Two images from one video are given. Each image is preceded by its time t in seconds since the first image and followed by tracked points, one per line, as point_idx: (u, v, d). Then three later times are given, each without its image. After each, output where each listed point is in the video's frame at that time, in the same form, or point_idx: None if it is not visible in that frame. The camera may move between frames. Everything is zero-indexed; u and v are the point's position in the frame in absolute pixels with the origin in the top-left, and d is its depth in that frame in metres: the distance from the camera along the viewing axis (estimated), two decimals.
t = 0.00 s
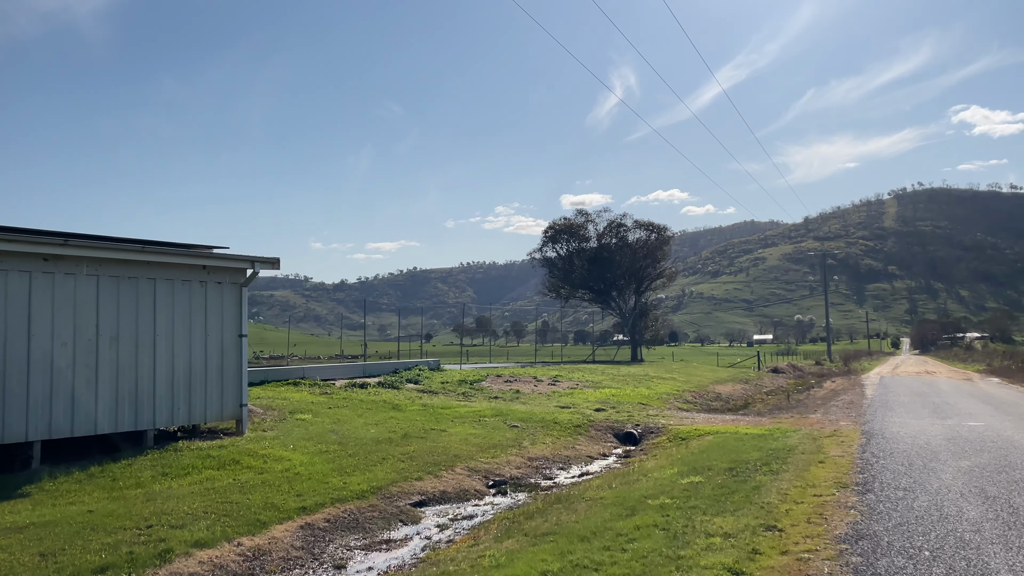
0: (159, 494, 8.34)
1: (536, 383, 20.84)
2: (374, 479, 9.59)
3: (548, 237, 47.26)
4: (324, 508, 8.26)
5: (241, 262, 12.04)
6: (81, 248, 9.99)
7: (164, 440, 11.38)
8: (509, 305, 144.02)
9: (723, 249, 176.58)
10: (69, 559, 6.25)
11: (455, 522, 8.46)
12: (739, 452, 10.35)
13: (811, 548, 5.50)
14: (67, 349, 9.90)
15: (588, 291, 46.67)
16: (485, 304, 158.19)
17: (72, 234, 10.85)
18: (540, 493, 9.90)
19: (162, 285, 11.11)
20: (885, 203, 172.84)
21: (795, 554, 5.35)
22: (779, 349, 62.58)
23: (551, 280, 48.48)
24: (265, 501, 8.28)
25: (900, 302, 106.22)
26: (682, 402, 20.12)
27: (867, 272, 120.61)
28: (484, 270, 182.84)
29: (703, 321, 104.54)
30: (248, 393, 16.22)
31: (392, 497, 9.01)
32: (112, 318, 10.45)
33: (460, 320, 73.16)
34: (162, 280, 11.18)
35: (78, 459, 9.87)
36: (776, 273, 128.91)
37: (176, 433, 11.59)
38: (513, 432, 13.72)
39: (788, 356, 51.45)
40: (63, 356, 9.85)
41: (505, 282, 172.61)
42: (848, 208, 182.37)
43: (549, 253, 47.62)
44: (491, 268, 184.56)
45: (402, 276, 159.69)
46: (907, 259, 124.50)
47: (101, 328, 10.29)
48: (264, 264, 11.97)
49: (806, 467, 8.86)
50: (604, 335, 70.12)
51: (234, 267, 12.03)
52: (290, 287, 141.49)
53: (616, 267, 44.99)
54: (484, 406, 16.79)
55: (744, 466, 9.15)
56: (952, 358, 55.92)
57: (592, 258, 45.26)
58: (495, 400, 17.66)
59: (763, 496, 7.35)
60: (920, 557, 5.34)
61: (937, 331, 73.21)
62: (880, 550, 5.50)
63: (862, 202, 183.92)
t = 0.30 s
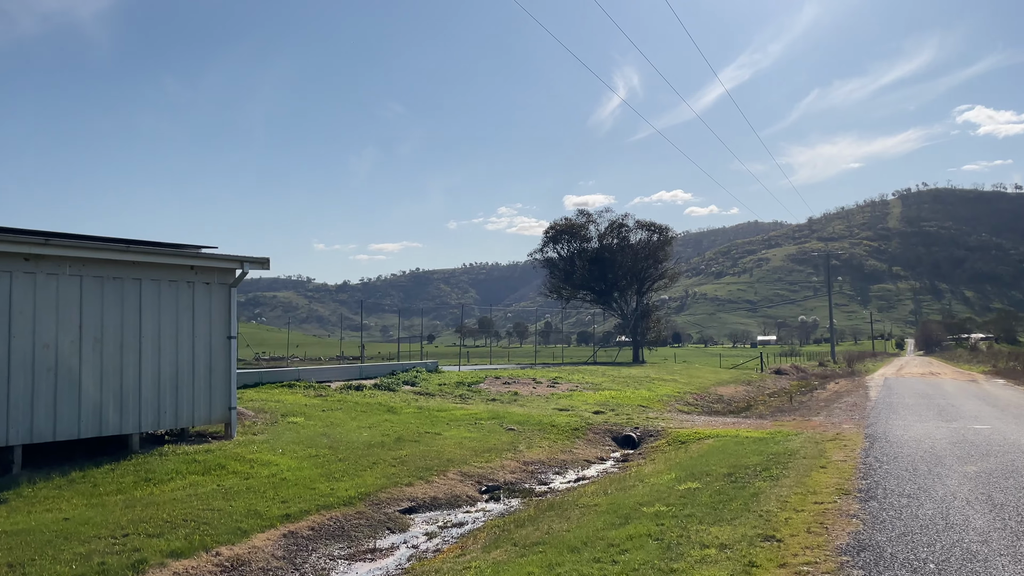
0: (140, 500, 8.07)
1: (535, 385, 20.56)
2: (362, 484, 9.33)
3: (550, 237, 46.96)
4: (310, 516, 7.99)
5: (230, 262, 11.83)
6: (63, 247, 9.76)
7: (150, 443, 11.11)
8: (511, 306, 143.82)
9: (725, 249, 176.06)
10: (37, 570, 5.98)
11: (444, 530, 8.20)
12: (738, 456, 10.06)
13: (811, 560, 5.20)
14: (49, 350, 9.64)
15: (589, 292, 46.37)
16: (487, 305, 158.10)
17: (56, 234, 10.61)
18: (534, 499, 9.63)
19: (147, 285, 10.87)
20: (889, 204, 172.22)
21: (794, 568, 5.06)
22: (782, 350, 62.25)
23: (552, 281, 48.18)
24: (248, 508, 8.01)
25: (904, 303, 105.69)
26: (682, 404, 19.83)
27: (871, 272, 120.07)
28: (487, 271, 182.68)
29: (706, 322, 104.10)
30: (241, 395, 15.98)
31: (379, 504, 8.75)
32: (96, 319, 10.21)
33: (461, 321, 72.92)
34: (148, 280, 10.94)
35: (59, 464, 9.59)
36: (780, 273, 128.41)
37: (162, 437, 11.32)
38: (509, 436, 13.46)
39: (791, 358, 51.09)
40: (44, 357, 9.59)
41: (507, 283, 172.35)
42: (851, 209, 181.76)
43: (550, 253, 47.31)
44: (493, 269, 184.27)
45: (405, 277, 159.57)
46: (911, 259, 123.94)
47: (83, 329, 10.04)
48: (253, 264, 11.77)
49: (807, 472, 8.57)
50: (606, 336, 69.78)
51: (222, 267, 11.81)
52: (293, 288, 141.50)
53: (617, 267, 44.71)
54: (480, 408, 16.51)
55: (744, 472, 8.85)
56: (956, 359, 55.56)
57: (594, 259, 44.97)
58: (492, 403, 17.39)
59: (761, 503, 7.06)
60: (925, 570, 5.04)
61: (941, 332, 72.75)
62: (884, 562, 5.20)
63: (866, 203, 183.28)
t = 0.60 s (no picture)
0: (126, 504, 7.83)
1: (539, 386, 20.26)
2: (356, 488, 9.06)
3: (556, 236, 46.64)
4: (300, 521, 7.73)
5: (225, 261, 11.62)
6: (53, 244, 9.54)
7: (142, 445, 10.88)
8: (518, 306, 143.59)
9: (734, 249, 175.14)
10: None
11: (439, 536, 7.93)
12: (745, 459, 9.72)
13: (820, 571, 4.88)
14: (37, 350, 9.41)
15: (595, 292, 46.03)
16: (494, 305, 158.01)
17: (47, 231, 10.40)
18: (534, 504, 9.34)
19: (139, 284, 10.64)
20: (899, 203, 170.85)
21: None
22: (791, 351, 61.70)
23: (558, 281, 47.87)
24: (237, 513, 7.76)
25: (914, 303, 104.70)
26: (689, 405, 19.48)
27: (881, 272, 119.05)
28: (495, 271, 182.53)
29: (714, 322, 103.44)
30: (240, 396, 15.77)
31: (373, 509, 8.48)
32: (87, 318, 9.98)
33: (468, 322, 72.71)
34: (141, 279, 10.72)
35: (47, 466, 9.36)
36: (788, 273, 127.54)
37: (155, 439, 11.10)
38: (510, 437, 13.15)
39: (800, 358, 50.57)
40: (32, 357, 9.37)
41: (514, 284, 172.11)
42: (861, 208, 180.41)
43: (556, 253, 46.99)
44: (500, 269, 183.97)
45: (412, 277, 159.62)
46: (922, 259, 122.80)
47: (73, 329, 9.81)
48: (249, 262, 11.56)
49: (815, 476, 8.23)
50: (613, 337, 69.36)
51: (216, 266, 11.59)
52: (301, 288, 141.90)
53: (624, 267, 44.34)
54: (482, 409, 16.23)
55: (750, 476, 8.52)
56: (967, 359, 54.89)
57: (600, 258, 44.63)
58: (494, 404, 17.11)
59: (768, 509, 6.73)
60: None
61: (952, 332, 71.94)
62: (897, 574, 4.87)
63: (876, 202, 181.85)
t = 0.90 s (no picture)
0: (113, 509, 7.63)
1: (544, 387, 19.96)
2: (350, 492, 8.83)
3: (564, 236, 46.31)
4: (291, 527, 7.50)
5: (222, 259, 11.45)
6: (44, 242, 9.38)
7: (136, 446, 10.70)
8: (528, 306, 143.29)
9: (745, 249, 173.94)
10: None
11: (433, 542, 7.70)
12: (752, 463, 9.39)
13: None
14: (26, 349, 9.25)
15: (604, 291, 45.66)
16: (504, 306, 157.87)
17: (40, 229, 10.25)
18: (533, 509, 9.06)
19: (134, 283, 10.47)
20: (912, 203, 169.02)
21: None
22: (802, 351, 60.99)
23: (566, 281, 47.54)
24: (226, 517, 7.54)
25: (927, 303, 103.43)
26: (697, 407, 19.12)
27: (895, 272, 117.72)
28: (505, 271, 182.33)
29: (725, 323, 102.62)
30: (241, 396, 15.61)
31: (367, 514, 8.24)
32: (78, 318, 9.82)
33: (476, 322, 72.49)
34: (135, 278, 10.55)
35: (37, 469, 9.19)
36: (800, 273, 126.43)
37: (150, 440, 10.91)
38: (512, 439, 12.87)
39: (811, 359, 49.95)
40: (22, 357, 9.20)
41: (524, 284, 171.79)
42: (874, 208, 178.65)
43: (564, 252, 46.66)
44: (510, 269, 183.79)
45: (422, 277, 159.71)
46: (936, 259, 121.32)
47: (64, 328, 9.64)
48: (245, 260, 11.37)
49: (824, 482, 7.89)
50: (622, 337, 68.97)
51: (213, 264, 11.41)
52: (312, 288, 142.37)
53: (633, 267, 43.94)
54: (486, 410, 15.95)
55: (757, 481, 8.20)
56: (980, 360, 54.05)
57: (609, 258, 44.26)
58: (498, 405, 16.84)
59: (773, 517, 6.42)
60: None
61: (965, 333, 70.91)
62: None
63: (889, 202, 180.03)
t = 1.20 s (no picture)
0: (101, 510, 7.45)
1: (550, 385, 19.70)
2: (345, 492, 8.62)
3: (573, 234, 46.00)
4: (282, 529, 7.30)
5: (219, 255, 11.28)
6: (37, 238, 9.24)
7: (132, 445, 10.55)
8: (538, 305, 142.98)
9: (757, 248, 172.68)
10: None
11: (428, 546, 7.48)
12: (759, 465, 9.08)
13: None
14: (19, 345, 9.11)
15: (613, 290, 45.29)
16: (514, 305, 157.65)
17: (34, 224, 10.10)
18: (533, 511, 8.82)
19: (129, 279, 10.31)
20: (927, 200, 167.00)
21: None
22: (814, 350, 60.32)
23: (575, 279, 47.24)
24: (215, 520, 7.34)
25: (942, 301, 102.11)
26: (706, 406, 18.79)
27: (909, 270, 116.32)
28: (515, 269, 182.02)
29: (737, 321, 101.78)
30: (243, 395, 15.47)
31: (362, 515, 8.03)
32: (72, 314, 9.67)
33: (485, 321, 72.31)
34: (130, 274, 10.39)
35: (29, 467, 9.05)
36: (813, 272, 125.24)
37: (146, 439, 10.76)
38: (515, 439, 12.63)
39: (823, 358, 49.35)
40: (14, 353, 9.06)
41: (534, 283, 171.45)
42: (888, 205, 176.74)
43: (573, 250, 46.37)
44: (520, 268, 183.48)
45: (432, 277, 159.79)
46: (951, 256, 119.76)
47: (57, 325, 9.49)
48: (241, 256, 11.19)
49: (833, 484, 7.58)
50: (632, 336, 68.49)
51: (210, 260, 11.24)
52: (323, 287, 142.84)
53: (642, 265, 43.55)
54: (489, 409, 15.71)
55: (765, 483, 7.89)
56: (996, 359, 53.16)
57: (618, 256, 43.90)
58: (503, 403, 16.60)
59: (779, 521, 6.12)
60: None
61: (980, 331, 69.87)
62: None
63: (903, 199, 177.98)
